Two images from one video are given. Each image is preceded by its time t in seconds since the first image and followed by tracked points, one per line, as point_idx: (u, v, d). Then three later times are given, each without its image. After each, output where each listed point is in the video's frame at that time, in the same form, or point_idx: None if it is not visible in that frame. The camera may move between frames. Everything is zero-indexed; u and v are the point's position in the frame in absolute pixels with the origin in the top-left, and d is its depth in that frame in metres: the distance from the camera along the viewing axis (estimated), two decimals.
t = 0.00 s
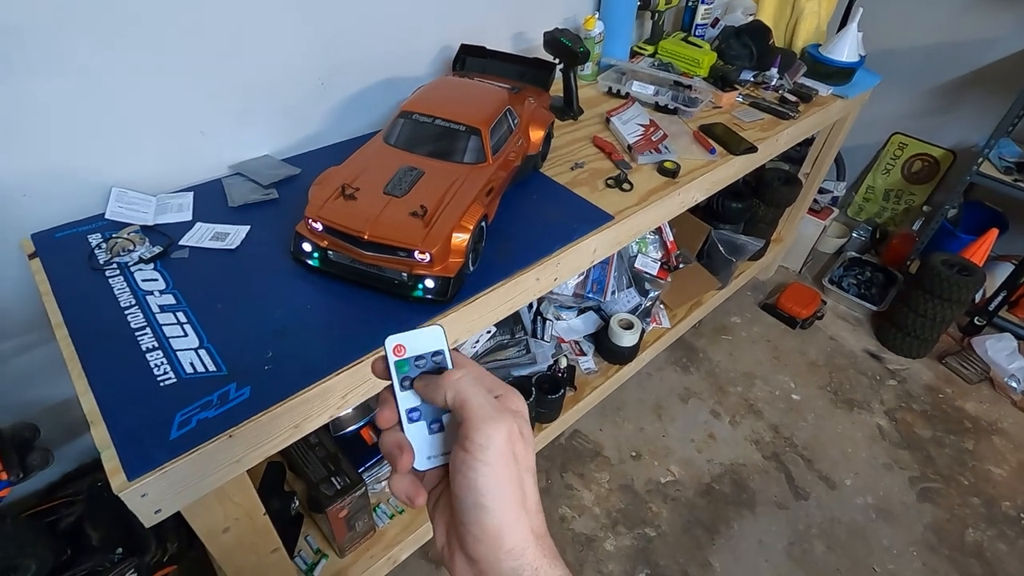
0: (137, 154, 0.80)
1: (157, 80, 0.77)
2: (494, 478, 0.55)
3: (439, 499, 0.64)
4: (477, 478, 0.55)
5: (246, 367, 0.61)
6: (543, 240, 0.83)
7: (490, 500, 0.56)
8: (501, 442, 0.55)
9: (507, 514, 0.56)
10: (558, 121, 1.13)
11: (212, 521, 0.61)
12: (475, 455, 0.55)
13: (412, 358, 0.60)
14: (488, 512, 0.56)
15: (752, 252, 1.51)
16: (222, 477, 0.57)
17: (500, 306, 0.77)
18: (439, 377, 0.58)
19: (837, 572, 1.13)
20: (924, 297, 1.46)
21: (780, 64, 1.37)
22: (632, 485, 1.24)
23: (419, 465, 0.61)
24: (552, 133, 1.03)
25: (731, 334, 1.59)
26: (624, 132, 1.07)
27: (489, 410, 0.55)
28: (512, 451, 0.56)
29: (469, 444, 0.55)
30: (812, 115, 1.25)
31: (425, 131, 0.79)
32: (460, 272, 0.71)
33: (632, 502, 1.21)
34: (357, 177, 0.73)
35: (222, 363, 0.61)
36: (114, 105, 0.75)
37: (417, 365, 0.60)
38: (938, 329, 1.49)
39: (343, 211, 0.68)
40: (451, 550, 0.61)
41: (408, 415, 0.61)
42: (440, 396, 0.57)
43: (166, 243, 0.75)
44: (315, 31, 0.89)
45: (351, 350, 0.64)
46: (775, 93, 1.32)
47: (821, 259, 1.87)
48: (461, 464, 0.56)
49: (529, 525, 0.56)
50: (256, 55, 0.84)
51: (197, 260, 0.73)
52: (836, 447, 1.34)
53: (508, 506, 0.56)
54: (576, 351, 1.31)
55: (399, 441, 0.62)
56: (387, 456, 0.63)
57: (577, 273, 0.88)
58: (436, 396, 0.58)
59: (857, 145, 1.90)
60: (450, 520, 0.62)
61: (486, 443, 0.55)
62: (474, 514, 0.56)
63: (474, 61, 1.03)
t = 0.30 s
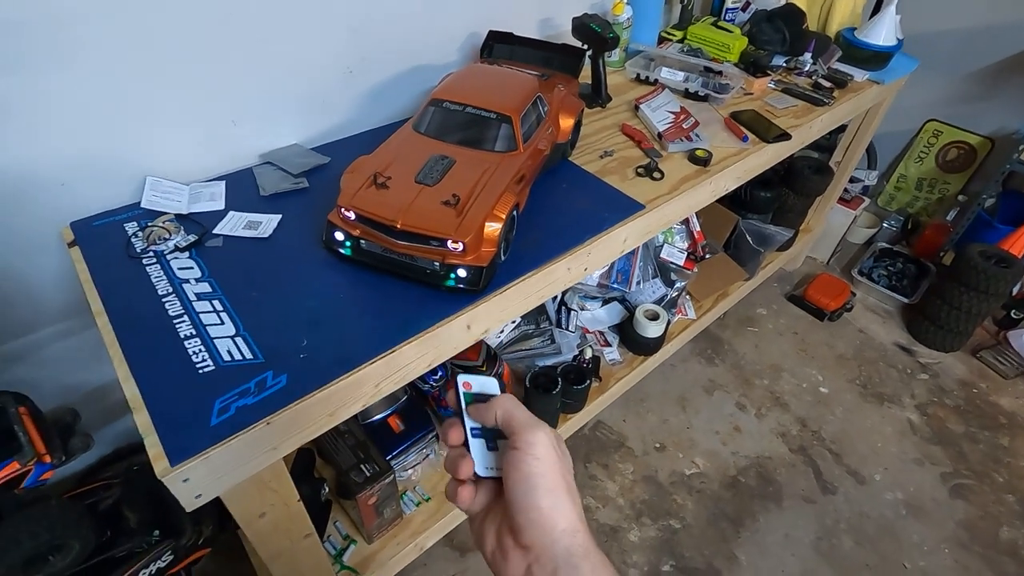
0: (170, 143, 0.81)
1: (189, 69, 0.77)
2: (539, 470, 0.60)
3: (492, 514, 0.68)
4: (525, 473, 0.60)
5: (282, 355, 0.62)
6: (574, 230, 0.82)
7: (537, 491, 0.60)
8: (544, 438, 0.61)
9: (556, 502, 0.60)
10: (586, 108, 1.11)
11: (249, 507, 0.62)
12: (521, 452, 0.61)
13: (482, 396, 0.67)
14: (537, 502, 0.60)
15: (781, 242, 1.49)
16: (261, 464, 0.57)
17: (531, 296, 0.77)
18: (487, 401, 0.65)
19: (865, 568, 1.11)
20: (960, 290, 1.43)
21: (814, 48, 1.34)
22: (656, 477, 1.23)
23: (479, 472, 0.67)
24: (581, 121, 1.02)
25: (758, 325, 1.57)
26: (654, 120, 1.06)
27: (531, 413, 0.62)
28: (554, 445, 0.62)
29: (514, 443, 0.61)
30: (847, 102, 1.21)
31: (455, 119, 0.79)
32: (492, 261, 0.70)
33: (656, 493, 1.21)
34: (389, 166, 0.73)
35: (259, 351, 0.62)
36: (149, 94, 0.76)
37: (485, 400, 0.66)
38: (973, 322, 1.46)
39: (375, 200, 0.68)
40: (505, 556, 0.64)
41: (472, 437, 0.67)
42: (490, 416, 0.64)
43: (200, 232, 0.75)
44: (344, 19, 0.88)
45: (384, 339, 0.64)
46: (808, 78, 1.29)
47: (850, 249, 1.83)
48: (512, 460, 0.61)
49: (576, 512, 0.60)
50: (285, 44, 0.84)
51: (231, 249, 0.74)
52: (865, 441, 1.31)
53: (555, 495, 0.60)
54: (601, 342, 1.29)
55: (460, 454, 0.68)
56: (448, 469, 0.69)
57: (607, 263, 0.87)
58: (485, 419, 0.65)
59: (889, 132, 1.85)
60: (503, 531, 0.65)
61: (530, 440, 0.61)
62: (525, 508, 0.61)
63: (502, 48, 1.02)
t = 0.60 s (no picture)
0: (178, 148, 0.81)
1: (197, 75, 0.78)
2: (536, 494, 0.62)
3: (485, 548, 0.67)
4: (523, 500, 0.61)
5: (295, 357, 0.62)
6: (581, 232, 0.82)
7: (533, 513, 0.61)
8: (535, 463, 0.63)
9: (554, 523, 0.61)
10: (591, 111, 1.12)
11: (262, 508, 0.62)
12: (516, 479, 0.62)
13: (472, 437, 0.67)
14: (532, 524, 0.61)
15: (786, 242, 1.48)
16: (274, 466, 0.58)
17: (540, 298, 0.77)
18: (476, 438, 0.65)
19: (875, 568, 1.11)
20: (965, 289, 1.43)
21: (817, 48, 1.34)
22: (663, 478, 1.23)
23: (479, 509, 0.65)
24: (587, 123, 1.02)
25: (763, 326, 1.57)
26: (659, 121, 1.06)
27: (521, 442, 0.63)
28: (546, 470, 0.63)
29: (509, 472, 0.62)
30: (851, 102, 1.22)
31: (462, 122, 0.79)
32: (502, 262, 0.70)
33: (664, 494, 1.20)
34: (398, 168, 0.73)
35: (271, 353, 0.62)
36: (159, 98, 0.76)
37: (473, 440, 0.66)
38: (979, 321, 1.46)
39: (385, 203, 0.68)
40: None
41: (465, 477, 0.66)
42: (481, 452, 0.64)
43: (210, 236, 0.76)
44: (350, 23, 0.89)
45: (395, 341, 0.65)
46: (812, 79, 1.29)
47: (855, 249, 1.83)
48: (505, 486, 0.62)
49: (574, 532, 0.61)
50: (292, 49, 0.85)
51: (241, 252, 0.74)
52: (873, 441, 1.31)
53: (551, 517, 0.61)
54: (607, 344, 1.29)
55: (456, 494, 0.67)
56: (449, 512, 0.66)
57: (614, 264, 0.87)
58: (475, 456, 0.65)
59: (892, 132, 1.85)
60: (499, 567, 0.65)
61: (525, 466, 0.62)
62: (523, 533, 0.61)
63: (507, 51, 1.03)
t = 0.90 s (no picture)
0: (176, 155, 0.82)
1: (196, 82, 0.79)
2: (522, 507, 0.61)
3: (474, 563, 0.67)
4: (510, 514, 0.61)
5: (294, 360, 0.63)
6: (577, 235, 0.83)
7: (521, 528, 0.61)
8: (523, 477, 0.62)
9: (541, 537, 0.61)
10: (585, 117, 1.13)
11: (262, 511, 0.63)
12: (503, 495, 0.62)
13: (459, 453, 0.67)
14: (521, 539, 0.61)
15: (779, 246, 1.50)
16: (274, 468, 0.58)
17: (537, 300, 0.78)
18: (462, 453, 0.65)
19: (870, 569, 1.12)
20: (955, 291, 1.45)
21: (807, 56, 1.36)
22: (660, 481, 1.24)
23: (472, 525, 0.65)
24: (581, 128, 1.03)
25: (757, 330, 1.58)
26: (653, 127, 1.08)
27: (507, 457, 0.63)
28: (533, 484, 0.63)
29: (495, 488, 0.62)
30: (841, 108, 1.24)
31: (459, 128, 0.80)
32: (499, 266, 0.71)
33: (660, 498, 1.21)
34: (396, 173, 0.74)
35: (271, 356, 0.63)
36: (158, 106, 0.77)
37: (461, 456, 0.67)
38: (969, 324, 1.47)
39: (383, 207, 0.69)
40: None
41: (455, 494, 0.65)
42: (468, 468, 0.64)
43: (209, 241, 0.76)
44: (348, 32, 0.90)
45: (394, 343, 0.65)
46: (802, 86, 1.31)
47: (846, 254, 1.85)
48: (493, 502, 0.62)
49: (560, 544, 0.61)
50: (290, 56, 0.86)
51: (240, 257, 0.75)
52: (867, 443, 1.32)
53: (538, 530, 0.61)
54: (603, 348, 1.30)
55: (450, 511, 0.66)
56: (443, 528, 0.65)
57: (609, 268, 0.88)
58: (462, 472, 0.64)
59: (882, 138, 1.88)
60: None
61: (510, 481, 0.62)
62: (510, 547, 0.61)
63: (502, 58, 1.04)
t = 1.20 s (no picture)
0: (174, 162, 0.82)
1: (194, 89, 0.79)
2: (514, 519, 0.60)
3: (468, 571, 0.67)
4: (501, 525, 0.60)
5: (292, 366, 0.63)
6: (573, 239, 0.84)
7: (511, 543, 0.60)
8: (513, 489, 0.62)
9: (531, 552, 0.59)
10: (580, 123, 1.14)
11: (261, 516, 0.63)
12: (494, 503, 0.61)
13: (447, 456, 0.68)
14: (511, 554, 0.59)
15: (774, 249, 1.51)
16: (273, 473, 0.58)
17: (533, 304, 0.78)
18: (454, 458, 0.65)
19: (868, 570, 1.12)
20: (948, 292, 1.46)
21: (799, 61, 1.38)
22: (658, 484, 1.24)
23: (454, 535, 0.65)
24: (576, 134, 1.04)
25: (753, 333, 1.59)
26: (647, 132, 1.09)
27: (499, 465, 0.63)
28: (526, 495, 0.62)
29: (487, 496, 0.61)
30: (832, 112, 1.25)
31: (455, 134, 0.81)
32: (495, 270, 0.72)
33: (659, 501, 1.21)
34: (392, 179, 0.74)
35: (269, 362, 0.63)
36: (155, 112, 0.77)
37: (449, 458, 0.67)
38: (962, 325, 1.48)
39: (381, 213, 0.69)
40: None
41: (440, 501, 0.66)
42: (458, 473, 0.64)
43: (207, 247, 0.77)
44: (344, 39, 0.91)
45: (392, 347, 0.66)
46: (794, 91, 1.33)
47: (841, 257, 1.86)
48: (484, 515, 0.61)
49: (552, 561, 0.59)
50: (286, 63, 0.86)
51: (238, 263, 0.75)
52: (863, 444, 1.33)
53: (531, 546, 0.60)
54: (600, 351, 1.31)
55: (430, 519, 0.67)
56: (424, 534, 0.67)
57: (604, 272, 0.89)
58: (452, 478, 0.65)
59: (873, 142, 1.90)
60: None
61: (502, 490, 0.61)
62: (500, 559, 0.60)
63: (498, 65, 1.05)
